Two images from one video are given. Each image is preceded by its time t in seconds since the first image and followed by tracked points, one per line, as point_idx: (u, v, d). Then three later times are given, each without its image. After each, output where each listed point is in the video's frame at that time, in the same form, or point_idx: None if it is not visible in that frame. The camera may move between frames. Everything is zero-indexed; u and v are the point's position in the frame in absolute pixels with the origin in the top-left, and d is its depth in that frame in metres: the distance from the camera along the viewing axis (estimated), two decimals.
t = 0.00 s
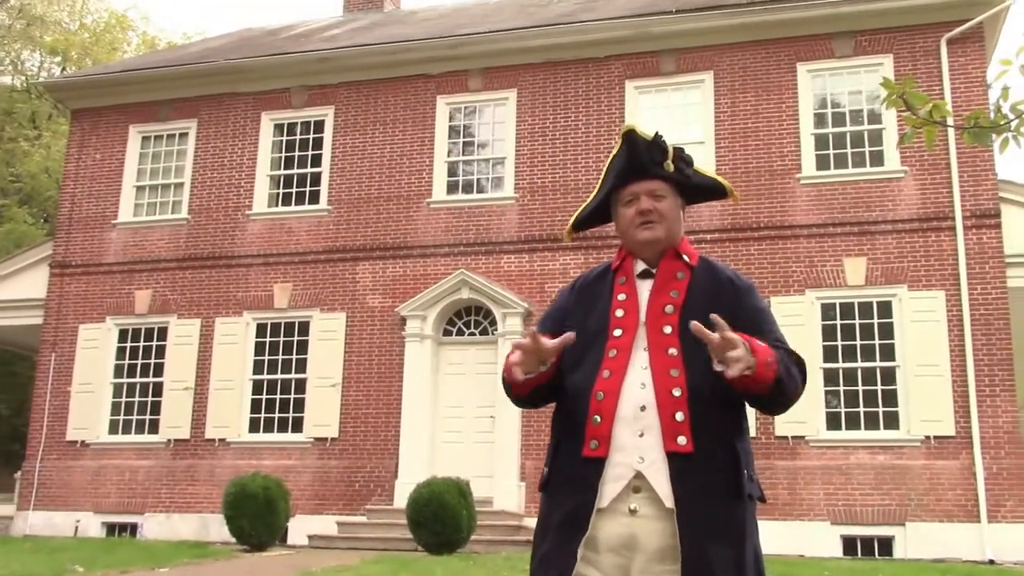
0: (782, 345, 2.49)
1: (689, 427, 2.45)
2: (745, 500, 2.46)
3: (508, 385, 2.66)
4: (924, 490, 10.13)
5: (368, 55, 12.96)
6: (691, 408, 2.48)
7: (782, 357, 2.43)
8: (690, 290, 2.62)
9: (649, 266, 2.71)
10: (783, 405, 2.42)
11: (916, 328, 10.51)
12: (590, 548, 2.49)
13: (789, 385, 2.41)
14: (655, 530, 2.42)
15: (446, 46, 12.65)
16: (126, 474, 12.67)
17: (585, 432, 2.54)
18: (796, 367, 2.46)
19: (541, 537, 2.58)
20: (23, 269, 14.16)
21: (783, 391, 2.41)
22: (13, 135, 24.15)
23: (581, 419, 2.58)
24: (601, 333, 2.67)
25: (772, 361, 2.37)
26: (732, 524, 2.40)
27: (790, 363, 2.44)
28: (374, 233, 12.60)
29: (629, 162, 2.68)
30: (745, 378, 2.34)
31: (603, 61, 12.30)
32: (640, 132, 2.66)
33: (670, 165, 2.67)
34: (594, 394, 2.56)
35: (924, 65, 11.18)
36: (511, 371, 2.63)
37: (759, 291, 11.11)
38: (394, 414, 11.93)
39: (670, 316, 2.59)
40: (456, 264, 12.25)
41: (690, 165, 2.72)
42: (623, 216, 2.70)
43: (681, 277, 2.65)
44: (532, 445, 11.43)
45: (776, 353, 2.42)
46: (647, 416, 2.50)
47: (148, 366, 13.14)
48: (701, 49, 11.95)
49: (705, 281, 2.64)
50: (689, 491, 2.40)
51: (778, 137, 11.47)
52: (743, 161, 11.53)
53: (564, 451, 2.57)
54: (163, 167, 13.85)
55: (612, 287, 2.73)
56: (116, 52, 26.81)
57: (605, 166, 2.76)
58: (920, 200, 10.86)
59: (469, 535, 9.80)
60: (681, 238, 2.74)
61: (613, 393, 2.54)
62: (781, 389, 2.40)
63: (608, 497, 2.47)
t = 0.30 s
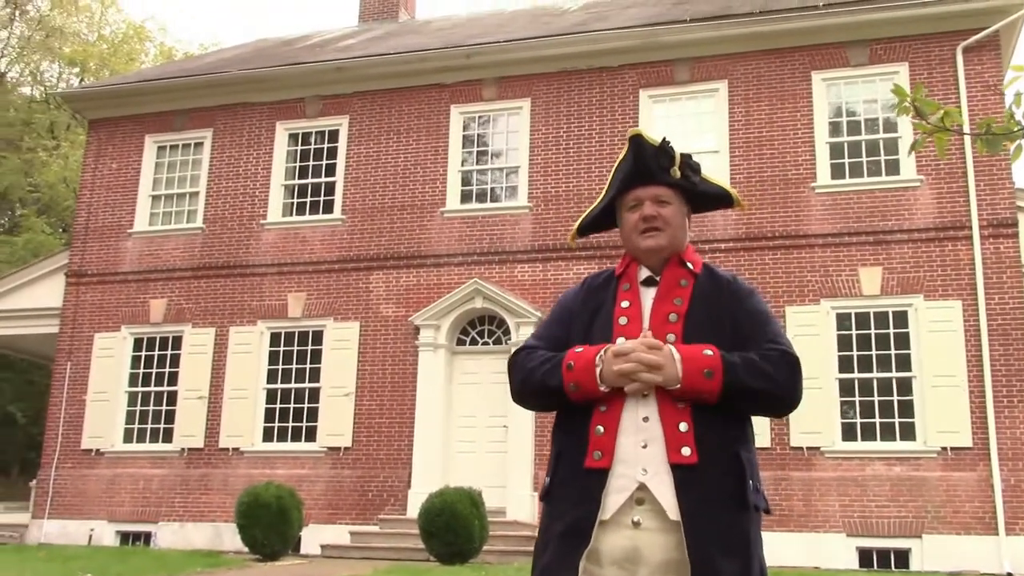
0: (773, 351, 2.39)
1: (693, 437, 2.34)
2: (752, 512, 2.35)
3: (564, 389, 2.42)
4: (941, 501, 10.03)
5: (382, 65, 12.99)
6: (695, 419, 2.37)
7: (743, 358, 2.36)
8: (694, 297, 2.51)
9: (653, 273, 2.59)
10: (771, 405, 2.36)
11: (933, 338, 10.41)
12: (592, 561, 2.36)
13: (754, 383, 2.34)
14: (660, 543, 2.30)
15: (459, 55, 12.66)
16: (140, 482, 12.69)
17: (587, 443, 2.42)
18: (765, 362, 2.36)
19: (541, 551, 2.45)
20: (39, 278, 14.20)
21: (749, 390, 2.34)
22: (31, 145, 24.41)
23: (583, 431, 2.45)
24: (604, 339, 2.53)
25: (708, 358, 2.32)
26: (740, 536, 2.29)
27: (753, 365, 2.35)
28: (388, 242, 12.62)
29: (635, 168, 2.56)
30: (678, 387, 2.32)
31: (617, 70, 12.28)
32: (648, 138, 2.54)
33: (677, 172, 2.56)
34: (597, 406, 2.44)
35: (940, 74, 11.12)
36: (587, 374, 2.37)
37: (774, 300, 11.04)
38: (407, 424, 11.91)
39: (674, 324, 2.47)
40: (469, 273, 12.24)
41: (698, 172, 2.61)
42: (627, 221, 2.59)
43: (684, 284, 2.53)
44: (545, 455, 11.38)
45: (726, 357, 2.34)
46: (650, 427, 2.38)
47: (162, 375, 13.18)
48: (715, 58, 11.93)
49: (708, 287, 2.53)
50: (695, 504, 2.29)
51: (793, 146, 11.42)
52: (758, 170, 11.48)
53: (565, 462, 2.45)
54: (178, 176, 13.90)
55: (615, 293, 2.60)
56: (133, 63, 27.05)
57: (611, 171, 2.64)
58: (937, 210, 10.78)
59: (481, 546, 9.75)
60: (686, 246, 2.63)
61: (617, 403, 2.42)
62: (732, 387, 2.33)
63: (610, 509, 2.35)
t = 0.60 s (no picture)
0: (776, 358, 2.37)
1: (696, 444, 2.32)
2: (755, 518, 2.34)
3: (565, 399, 2.40)
4: (955, 510, 9.95)
5: (393, 72, 13.01)
6: (697, 426, 2.35)
7: (745, 366, 2.34)
8: (694, 302, 2.50)
9: (653, 277, 2.57)
10: (773, 412, 2.34)
11: (946, 346, 10.34)
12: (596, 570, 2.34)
13: (757, 390, 2.31)
14: (663, 551, 2.28)
15: (470, 63, 12.68)
16: (152, 488, 12.71)
17: (588, 451, 2.40)
18: (767, 369, 2.34)
19: (544, 560, 2.42)
20: (52, 285, 14.29)
21: (751, 397, 2.31)
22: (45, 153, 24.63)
23: (584, 438, 2.43)
24: (605, 346, 2.51)
25: (710, 366, 2.30)
26: (744, 543, 2.28)
27: (755, 372, 2.33)
28: (399, 249, 12.63)
29: (631, 171, 2.55)
30: (679, 395, 2.30)
31: (628, 77, 12.27)
32: (644, 140, 2.52)
33: (674, 174, 2.54)
34: (598, 413, 2.42)
35: (953, 80, 11.07)
36: (589, 383, 2.35)
37: (786, 308, 11.00)
38: (417, 431, 11.90)
39: (675, 330, 2.46)
40: (480, 280, 12.23)
41: (695, 175, 2.60)
42: (625, 225, 2.57)
43: (684, 289, 2.51)
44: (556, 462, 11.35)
45: (728, 365, 2.32)
46: (652, 434, 2.36)
47: (174, 381, 13.21)
48: (727, 65, 11.92)
49: (708, 291, 2.52)
50: (699, 511, 2.27)
51: (805, 153, 11.39)
52: (769, 177, 11.45)
53: (566, 470, 2.43)
54: (190, 183, 13.96)
55: (614, 299, 2.58)
56: (147, 71, 27.20)
57: (608, 175, 2.63)
58: (950, 217, 10.72)
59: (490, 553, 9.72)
60: (684, 250, 2.61)
61: (619, 410, 2.39)
62: (734, 396, 2.31)
63: (613, 517, 2.33)
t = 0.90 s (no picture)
0: (768, 358, 2.35)
1: (686, 445, 2.30)
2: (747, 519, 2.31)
3: (554, 399, 2.39)
4: (956, 514, 9.92)
5: (394, 75, 13.02)
6: (688, 426, 2.33)
7: (736, 366, 2.32)
8: (686, 302, 2.48)
9: (644, 277, 2.56)
10: (764, 412, 2.32)
11: (947, 349, 10.32)
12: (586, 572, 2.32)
13: (748, 391, 2.30)
14: (652, 552, 2.26)
15: (471, 65, 12.67)
16: (152, 491, 12.70)
17: (579, 452, 2.38)
18: (759, 370, 2.32)
19: (535, 561, 2.41)
20: (51, 288, 14.27)
21: (742, 397, 2.30)
22: (47, 156, 24.72)
23: (573, 439, 2.42)
24: (595, 347, 2.49)
25: (700, 367, 2.29)
26: (734, 544, 2.25)
27: (747, 372, 2.31)
28: (399, 252, 12.63)
29: (623, 171, 2.53)
30: (668, 395, 2.28)
31: (629, 80, 12.26)
32: (635, 140, 2.50)
33: (666, 174, 2.52)
34: (588, 414, 2.40)
35: (954, 83, 11.06)
36: (578, 383, 2.34)
37: (787, 311, 10.98)
38: (418, 434, 11.88)
39: (666, 330, 2.44)
40: (481, 283, 12.23)
41: (687, 174, 2.57)
42: (616, 225, 2.55)
43: (676, 289, 2.49)
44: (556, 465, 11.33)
45: (718, 365, 2.30)
46: (641, 435, 2.34)
47: (174, 384, 13.20)
48: (728, 68, 11.91)
49: (701, 292, 2.50)
50: (689, 511, 2.25)
51: (806, 156, 11.39)
52: (770, 180, 11.45)
53: (556, 471, 2.41)
54: (192, 186, 13.96)
55: (605, 299, 2.57)
56: (149, 74, 27.23)
57: (600, 175, 2.61)
58: (951, 219, 10.71)
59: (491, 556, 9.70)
60: (677, 249, 2.59)
61: (608, 411, 2.38)
62: (724, 396, 2.29)
63: (602, 518, 2.31)
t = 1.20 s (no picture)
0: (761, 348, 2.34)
1: (673, 442, 2.27)
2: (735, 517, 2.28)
3: (502, 360, 2.43)
4: (954, 512, 9.92)
5: (391, 74, 13.01)
6: (676, 423, 2.30)
7: (750, 347, 2.28)
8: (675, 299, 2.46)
9: (634, 274, 2.54)
10: (756, 400, 2.30)
11: (945, 347, 10.33)
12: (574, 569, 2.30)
13: (755, 369, 2.26)
14: (640, 550, 2.23)
15: (469, 64, 12.66)
16: (150, 491, 12.69)
17: (567, 450, 2.35)
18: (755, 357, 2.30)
19: (523, 560, 2.38)
20: (49, 288, 14.29)
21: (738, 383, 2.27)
22: (45, 156, 24.75)
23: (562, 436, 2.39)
24: (582, 340, 2.48)
25: (727, 326, 2.23)
26: (723, 541, 2.23)
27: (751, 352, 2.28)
28: (397, 251, 12.61)
29: (611, 169, 2.48)
30: (691, 343, 2.19)
31: (627, 78, 12.26)
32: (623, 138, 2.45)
33: (654, 171, 2.47)
34: (577, 410, 2.37)
35: (951, 81, 11.06)
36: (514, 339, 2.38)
37: (785, 309, 10.98)
38: (416, 434, 11.87)
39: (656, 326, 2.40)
40: (478, 282, 12.21)
41: (676, 170, 2.53)
42: (605, 224, 2.51)
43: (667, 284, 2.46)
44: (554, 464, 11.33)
45: (741, 343, 2.24)
46: (629, 432, 2.31)
47: (172, 384, 13.18)
48: (725, 66, 11.90)
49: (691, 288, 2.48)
50: (676, 509, 2.22)
51: (803, 155, 11.39)
52: (767, 178, 11.44)
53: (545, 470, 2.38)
54: (189, 186, 13.94)
55: (595, 296, 2.55)
56: (147, 74, 27.22)
57: (588, 174, 2.56)
58: (948, 218, 10.71)
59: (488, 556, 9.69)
60: (666, 245, 2.56)
61: (597, 406, 2.35)
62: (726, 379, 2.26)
63: (590, 516, 2.28)
